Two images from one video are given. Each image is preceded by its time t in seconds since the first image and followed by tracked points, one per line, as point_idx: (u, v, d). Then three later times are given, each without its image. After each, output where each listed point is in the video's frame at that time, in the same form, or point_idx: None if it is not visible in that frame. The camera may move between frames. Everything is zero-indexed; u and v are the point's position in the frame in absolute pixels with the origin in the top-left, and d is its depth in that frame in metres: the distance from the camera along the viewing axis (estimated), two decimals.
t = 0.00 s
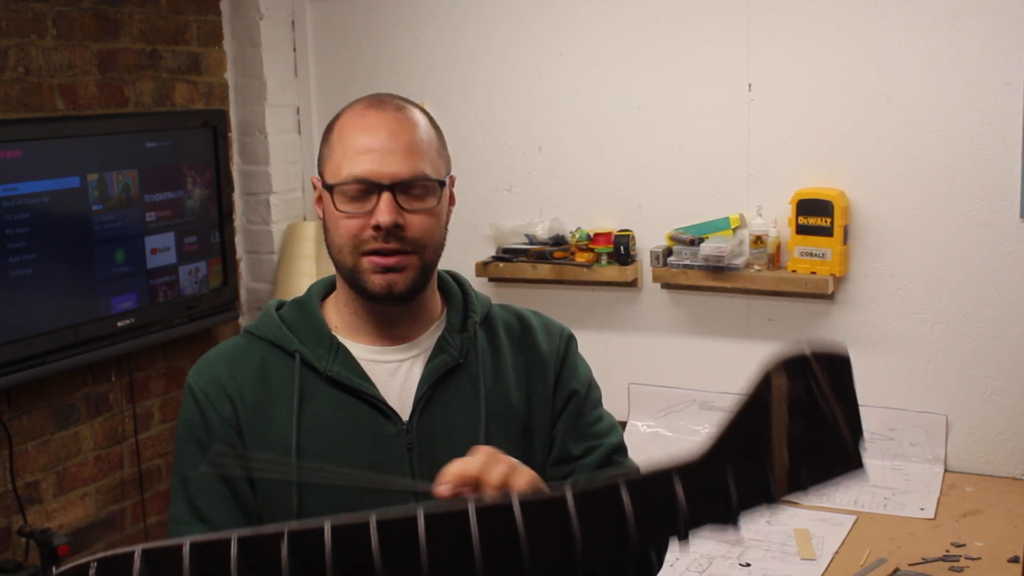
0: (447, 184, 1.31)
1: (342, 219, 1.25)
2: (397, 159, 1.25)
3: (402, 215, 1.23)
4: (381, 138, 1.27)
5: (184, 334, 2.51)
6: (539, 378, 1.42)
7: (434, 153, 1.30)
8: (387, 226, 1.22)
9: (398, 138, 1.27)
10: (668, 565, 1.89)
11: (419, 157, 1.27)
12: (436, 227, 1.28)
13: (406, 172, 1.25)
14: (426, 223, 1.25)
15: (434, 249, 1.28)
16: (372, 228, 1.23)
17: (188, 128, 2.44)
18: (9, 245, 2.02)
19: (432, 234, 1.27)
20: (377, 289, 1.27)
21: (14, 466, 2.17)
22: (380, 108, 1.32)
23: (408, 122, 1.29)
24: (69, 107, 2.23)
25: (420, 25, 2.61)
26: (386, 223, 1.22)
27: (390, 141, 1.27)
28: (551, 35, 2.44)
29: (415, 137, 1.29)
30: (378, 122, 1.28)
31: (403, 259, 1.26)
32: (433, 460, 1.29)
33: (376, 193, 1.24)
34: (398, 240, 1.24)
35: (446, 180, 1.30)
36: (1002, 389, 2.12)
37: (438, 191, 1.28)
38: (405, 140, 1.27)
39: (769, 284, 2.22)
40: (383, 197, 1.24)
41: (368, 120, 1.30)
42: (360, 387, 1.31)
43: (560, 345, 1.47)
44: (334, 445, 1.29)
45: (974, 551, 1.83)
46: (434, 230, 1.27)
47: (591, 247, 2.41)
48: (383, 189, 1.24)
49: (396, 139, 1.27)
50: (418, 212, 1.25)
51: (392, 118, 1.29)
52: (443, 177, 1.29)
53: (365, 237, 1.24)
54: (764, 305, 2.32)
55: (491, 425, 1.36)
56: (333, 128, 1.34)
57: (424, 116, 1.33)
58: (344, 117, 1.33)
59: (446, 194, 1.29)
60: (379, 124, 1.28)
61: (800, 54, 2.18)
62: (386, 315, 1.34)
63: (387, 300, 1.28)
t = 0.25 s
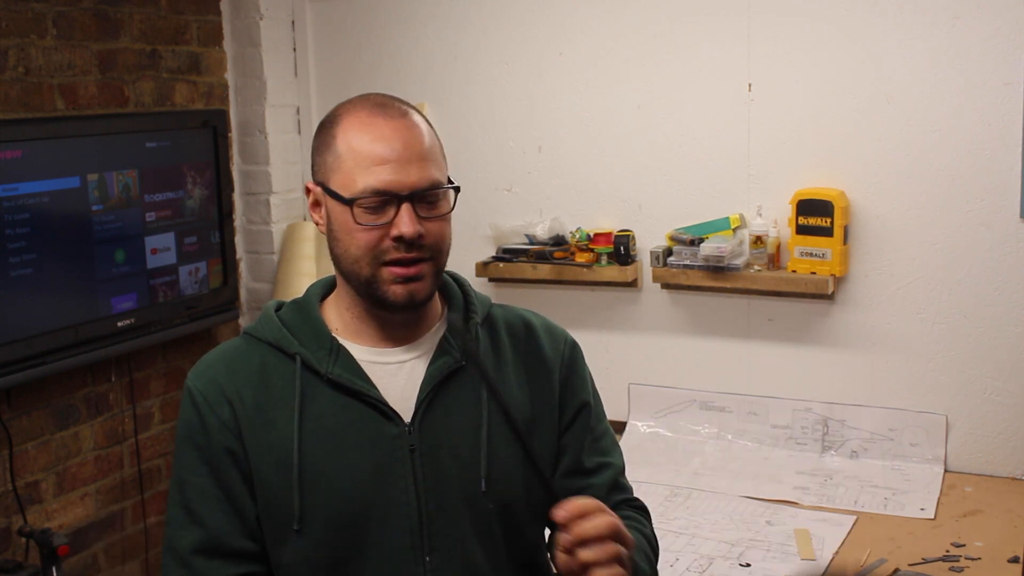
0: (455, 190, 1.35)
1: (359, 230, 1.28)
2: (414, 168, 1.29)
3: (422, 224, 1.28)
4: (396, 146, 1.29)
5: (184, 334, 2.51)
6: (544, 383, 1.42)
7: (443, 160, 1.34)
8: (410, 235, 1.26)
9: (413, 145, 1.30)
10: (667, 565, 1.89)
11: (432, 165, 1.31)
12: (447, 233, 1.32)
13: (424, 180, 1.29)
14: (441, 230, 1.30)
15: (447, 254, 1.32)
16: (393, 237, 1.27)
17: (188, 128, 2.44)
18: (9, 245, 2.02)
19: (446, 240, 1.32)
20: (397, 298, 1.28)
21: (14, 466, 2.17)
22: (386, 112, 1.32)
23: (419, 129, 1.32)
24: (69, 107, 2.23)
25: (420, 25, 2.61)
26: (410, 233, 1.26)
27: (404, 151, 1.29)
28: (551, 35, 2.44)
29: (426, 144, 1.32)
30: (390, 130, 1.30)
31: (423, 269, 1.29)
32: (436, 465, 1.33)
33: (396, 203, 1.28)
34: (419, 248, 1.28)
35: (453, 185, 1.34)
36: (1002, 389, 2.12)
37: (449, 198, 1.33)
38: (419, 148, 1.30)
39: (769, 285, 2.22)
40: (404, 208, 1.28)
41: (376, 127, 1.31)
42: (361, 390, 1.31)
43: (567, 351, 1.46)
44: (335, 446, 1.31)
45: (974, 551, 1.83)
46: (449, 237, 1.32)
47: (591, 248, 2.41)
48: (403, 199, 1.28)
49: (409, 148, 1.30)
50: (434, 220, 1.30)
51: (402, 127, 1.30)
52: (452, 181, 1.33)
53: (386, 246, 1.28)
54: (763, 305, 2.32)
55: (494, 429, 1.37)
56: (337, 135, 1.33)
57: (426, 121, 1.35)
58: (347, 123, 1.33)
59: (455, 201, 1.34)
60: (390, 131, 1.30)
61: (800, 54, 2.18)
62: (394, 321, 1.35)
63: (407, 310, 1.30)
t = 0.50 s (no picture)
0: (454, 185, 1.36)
1: (367, 228, 1.28)
2: (418, 163, 1.30)
3: (430, 218, 1.29)
4: (399, 142, 1.30)
5: (184, 335, 2.51)
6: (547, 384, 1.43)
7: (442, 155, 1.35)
8: (421, 229, 1.27)
9: (415, 141, 1.31)
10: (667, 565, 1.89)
11: (434, 159, 1.32)
12: (452, 226, 1.33)
13: (429, 174, 1.30)
14: (448, 224, 1.31)
15: (453, 247, 1.33)
16: (404, 232, 1.27)
17: (188, 128, 2.44)
18: (9, 245, 2.02)
19: (452, 233, 1.32)
20: (411, 293, 1.28)
21: (14, 466, 2.17)
22: (384, 110, 1.33)
23: (418, 125, 1.33)
24: (69, 107, 2.23)
25: (420, 25, 2.61)
26: (420, 227, 1.27)
27: (407, 147, 1.30)
28: (551, 35, 2.44)
29: (427, 139, 1.33)
30: (391, 127, 1.31)
31: (435, 262, 1.29)
32: (439, 466, 1.33)
33: (403, 199, 1.29)
34: (429, 242, 1.28)
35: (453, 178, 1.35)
36: (1002, 389, 2.12)
37: (450, 192, 1.34)
38: (420, 143, 1.31)
39: (769, 285, 2.22)
40: (411, 203, 1.28)
41: (376, 125, 1.31)
42: (364, 392, 1.31)
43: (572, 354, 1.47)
44: (338, 448, 1.31)
45: (974, 551, 1.83)
46: (455, 229, 1.32)
47: (591, 248, 2.41)
48: (410, 194, 1.29)
49: (412, 143, 1.30)
50: (440, 212, 1.31)
51: (402, 123, 1.31)
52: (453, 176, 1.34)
53: (396, 241, 1.28)
54: (764, 304, 2.32)
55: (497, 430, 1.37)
56: (335, 136, 1.33)
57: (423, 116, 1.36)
58: (345, 123, 1.33)
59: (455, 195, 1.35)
60: (390, 128, 1.30)
61: (800, 54, 2.18)
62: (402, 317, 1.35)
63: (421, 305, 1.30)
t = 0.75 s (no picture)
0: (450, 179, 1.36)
1: (364, 227, 1.28)
2: (411, 159, 1.30)
3: (427, 214, 1.29)
4: (390, 140, 1.30)
5: (184, 335, 2.51)
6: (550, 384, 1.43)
7: (436, 150, 1.35)
8: (417, 225, 1.27)
9: (406, 137, 1.31)
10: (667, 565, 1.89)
11: (428, 154, 1.32)
12: (450, 222, 1.33)
13: (423, 170, 1.30)
14: (445, 218, 1.31)
15: (452, 242, 1.33)
16: (401, 230, 1.27)
17: (188, 128, 2.44)
18: (9, 245, 2.02)
19: (450, 228, 1.32)
20: (412, 291, 1.28)
21: (14, 466, 2.17)
22: (374, 109, 1.33)
23: (409, 121, 1.33)
24: (69, 107, 2.23)
25: (420, 25, 2.61)
26: (416, 223, 1.27)
27: (399, 144, 1.30)
28: (551, 35, 2.44)
29: (418, 135, 1.33)
30: (382, 125, 1.31)
31: (433, 258, 1.29)
32: (441, 467, 1.33)
33: (398, 197, 1.29)
34: (426, 238, 1.28)
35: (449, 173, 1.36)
36: (1002, 389, 2.12)
37: (446, 186, 1.34)
38: (412, 140, 1.31)
39: (769, 285, 2.22)
40: (406, 200, 1.28)
41: (367, 125, 1.31)
42: (366, 392, 1.32)
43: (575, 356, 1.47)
44: (340, 449, 1.31)
45: (974, 551, 1.83)
46: (452, 224, 1.32)
47: (591, 248, 2.41)
48: (404, 191, 1.29)
49: (404, 140, 1.31)
50: (436, 208, 1.31)
51: (393, 121, 1.31)
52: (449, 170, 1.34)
53: (394, 239, 1.28)
54: (764, 304, 2.31)
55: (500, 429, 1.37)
56: (328, 139, 1.34)
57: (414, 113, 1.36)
58: (337, 125, 1.33)
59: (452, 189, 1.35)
60: (381, 127, 1.31)
61: (800, 54, 2.18)
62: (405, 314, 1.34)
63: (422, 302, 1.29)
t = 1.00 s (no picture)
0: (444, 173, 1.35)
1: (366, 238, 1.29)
2: (402, 161, 1.29)
3: (425, 214, 1.29)
4: (378, 144, 1.30)
5: (184, 335, 2.51)
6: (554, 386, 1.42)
7: (426, 148, 1.34)
8: (418, 227, 1.27)
9: (393, 139, 1.30)
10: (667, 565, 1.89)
11: (416, 152, 1.31)
12: (450, 218, 1.33)
13: (414, 169, 1.29)
14: (444, 215, 1.31)
15: (456, 237, 1.32)
16: (403, 234, 1.27)
17: (188, 128, 2.44)
18: (9, 245, 2.02)
19: (450, 223, 1.32)
20: (421, 293, 1.28)
21: (14, 466, 2.17)
22: (356, 115, 1.33)
23: (394, 121, 1.32)
24: (69, 107, 2.23)
25: (420, 25, 2.61)
26: (414, 225, 1.26)
27: (385, 147, 1.30)
28: (551, 35, 2.44)
29: (406, 135, 1.32)
30: (368, 131, 1.31)
31: (438, 257, 1.29)
32: (442, 467, 1.33)
33: (395, 201, 1.29)
34: (429, 239, 1.28)
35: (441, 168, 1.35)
36: (1002, 389, 2.11)
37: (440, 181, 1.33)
38: (400, 141, 1.31)
39: (769, 285, 2.22)
40: (403, 203, 1.28)
41: (351, 132, 1.31)
42: (368, 392, 1.31)
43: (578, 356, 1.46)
44: (342, 448, 1.31)
45: (974, 551, 1.83)
46: (452, 219, 1.32)
47: (591, 248, 2.41)
48: (400, 194, 1.29)
49: (391, 143, 1.30)
50: (433, 207, 1.30)
51: (376, 124, 1.31)
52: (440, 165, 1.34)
53: (398, 244, 1.28)
54: (764, 305, 2.31)
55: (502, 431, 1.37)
56: (316, 152, 1.34)
57: (398, 113, 1.35)
58: (322, 137, 1.34)
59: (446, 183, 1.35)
60: (365, 132, 1.31)
61: (800, 54, 2.18)
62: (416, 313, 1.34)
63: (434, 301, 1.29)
